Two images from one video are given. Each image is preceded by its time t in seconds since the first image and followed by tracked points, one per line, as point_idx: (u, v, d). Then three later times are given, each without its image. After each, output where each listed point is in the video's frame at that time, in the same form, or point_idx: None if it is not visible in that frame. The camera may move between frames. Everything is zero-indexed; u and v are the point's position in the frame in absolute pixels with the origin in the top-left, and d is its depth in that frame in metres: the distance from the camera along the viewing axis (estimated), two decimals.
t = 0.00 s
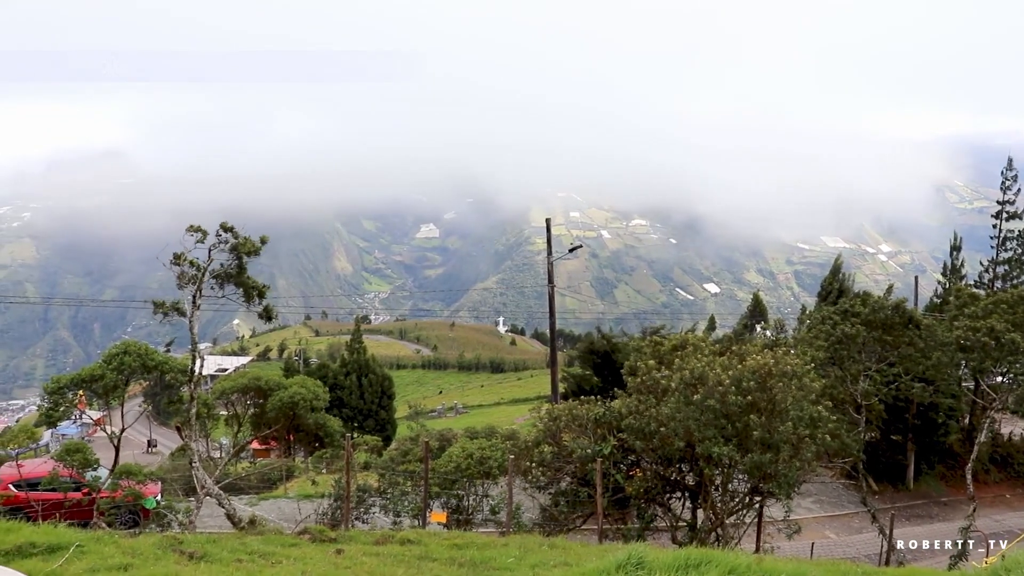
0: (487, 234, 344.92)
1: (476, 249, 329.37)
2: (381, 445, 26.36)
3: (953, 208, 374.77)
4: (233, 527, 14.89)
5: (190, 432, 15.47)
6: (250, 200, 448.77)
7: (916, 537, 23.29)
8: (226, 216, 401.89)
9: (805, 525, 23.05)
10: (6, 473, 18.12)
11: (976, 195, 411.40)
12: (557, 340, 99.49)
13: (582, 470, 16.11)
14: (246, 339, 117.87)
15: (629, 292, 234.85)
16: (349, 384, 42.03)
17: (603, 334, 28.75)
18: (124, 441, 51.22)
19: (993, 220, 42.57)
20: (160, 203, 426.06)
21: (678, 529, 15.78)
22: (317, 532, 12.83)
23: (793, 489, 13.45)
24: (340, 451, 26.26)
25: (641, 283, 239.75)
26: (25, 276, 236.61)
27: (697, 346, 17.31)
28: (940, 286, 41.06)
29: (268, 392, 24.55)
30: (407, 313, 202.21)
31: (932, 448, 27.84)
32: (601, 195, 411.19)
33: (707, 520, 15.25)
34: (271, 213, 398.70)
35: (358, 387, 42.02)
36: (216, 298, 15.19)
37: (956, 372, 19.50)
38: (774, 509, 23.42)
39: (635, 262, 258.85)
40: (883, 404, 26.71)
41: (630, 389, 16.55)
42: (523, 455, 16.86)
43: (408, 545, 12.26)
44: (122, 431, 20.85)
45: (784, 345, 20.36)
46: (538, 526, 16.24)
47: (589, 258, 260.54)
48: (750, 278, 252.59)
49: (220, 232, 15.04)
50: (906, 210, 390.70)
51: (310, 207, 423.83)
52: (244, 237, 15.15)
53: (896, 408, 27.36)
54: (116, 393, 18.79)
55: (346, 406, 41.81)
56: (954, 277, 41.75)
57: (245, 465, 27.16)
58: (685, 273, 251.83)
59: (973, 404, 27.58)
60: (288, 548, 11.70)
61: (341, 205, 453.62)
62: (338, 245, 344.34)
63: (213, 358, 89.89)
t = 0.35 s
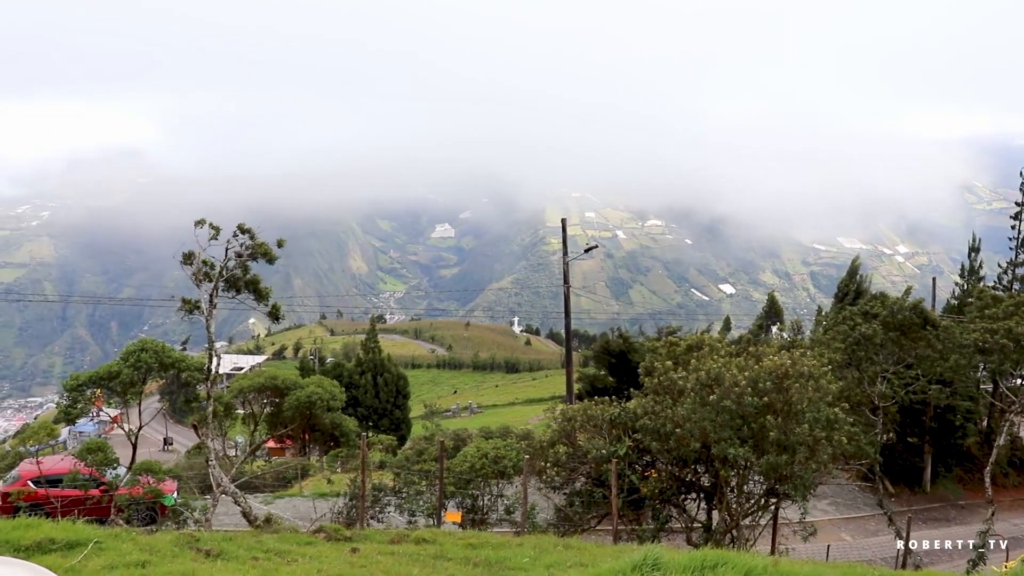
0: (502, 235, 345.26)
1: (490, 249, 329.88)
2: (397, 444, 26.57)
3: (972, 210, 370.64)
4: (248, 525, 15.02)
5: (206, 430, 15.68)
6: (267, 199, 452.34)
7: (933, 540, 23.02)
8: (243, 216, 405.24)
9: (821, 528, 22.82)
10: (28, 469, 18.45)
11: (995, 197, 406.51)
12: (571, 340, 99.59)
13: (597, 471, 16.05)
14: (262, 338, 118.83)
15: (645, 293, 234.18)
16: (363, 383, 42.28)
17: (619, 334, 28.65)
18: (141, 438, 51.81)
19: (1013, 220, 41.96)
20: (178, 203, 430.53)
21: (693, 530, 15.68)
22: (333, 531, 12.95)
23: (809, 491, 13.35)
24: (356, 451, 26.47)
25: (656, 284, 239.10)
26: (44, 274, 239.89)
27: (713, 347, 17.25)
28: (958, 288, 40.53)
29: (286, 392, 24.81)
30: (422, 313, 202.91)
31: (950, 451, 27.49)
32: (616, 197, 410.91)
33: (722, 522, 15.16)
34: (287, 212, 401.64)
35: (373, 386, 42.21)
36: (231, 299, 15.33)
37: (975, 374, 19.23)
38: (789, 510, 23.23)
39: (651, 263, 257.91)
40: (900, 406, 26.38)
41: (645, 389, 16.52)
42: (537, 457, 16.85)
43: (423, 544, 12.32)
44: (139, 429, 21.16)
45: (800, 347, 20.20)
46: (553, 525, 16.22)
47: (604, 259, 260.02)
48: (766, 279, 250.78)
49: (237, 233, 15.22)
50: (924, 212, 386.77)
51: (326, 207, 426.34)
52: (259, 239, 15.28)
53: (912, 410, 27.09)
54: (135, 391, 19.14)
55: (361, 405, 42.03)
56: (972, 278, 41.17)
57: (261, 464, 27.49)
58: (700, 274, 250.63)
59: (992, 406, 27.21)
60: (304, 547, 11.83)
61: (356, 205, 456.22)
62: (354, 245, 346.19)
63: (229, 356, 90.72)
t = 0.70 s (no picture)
0: (518, 235, 345.45)
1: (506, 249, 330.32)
2: (413, 444, 26.65)
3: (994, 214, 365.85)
4: (264, 522, 15.17)
5: (224, 427, 15.89)
6: (285, 199, 456.04)
7: (952, 543, 22.68)
8: (261, 215, 408.63)
9: (839, 529, 22.58)
10: (49, 465, 18.74)
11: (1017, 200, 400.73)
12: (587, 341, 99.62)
13: (613, 471, 16.03)
14: (279, 337, 119.83)
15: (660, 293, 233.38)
16: (379, 382, 42.53)
17: (635, 335, 28.59)
18: (159, 436, 52.51)
19: None
20: (197, 202, 435.21)
21: (710, 532, 15.55)
22: (349, 529, 13.07)
23: (827, 493, 13.20)
24: (372, 450, 26.68)
25: (672, 284, 238.27)
26: (65, 272, 243.47)
27: (731, 348, 17.15)
28: (978, 289, 39.83)
29: (304, 390, 25.10)
30: (438, 313, 203.69)
31: (969, 453, 27.12)
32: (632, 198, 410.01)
33: (738, 524, 15.07)
34: (305, 212, 404.74)
35: (389, 385, 42.43)
36: (248, 299, 15.54)
37: (995, 377, 18.90)
38: (805, 512, 22.99)
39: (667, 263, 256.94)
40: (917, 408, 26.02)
41: (662, 389, 16.52)
42: (554, 456, 16.89)
43: (440, 543, 12.39)
44: (157, 427, 21.46)
45: (818, 347, 20.00)
46: (570, 525, 16.16)
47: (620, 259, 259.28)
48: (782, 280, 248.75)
49: (252, 231, 15.38)
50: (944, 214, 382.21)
51: (343, 206, 428.83)
52: (275, 236, 15.42)
53: (931, 412, 26.74)
54: (153, 389, 19.40)
55: (377, 404, 42.21)
56: (993, 279, 40.47)
57: (278, 462, 27.76)
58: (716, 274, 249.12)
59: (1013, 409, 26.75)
60: (321, 544, 11.95)
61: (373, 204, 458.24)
62: (370, 245, 348.12)
63: (247, 355, 91.72)
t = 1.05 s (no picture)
0: (531, 235, 345.54)
1: (519, 249, 330.49)
2: (426, 445, 26.75)
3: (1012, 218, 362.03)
4: (279, 521, 15.32)
5: (239, 426, 16.04)
6: (299, 199, 458.82)
7: (968, 547, 22.36)
8: (275, 215, 411.55)
9: (853, 532, 22.36)
10: (65, 462, 18.94)
11: None
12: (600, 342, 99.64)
13: (627, 471, 15.99)
14: (293, 337, 120.63)
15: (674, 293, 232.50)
16: (392, 382, 42.70)
17: (648, 335, 28.52)
18: (174, 434, 53.02)
19: None
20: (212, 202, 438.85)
21: (723, 533, 15.46)
22: (362, 528, 13.16)
23: (841, 495, 13.10)
24: (385, 450, 26.79)
25: (685, 285, 237.43)
26: (80, 271, 245.97)
27: (745, 349, 17.06)
28: (994, 291, 39.34)
29: (320, 391, 25.28)
30: (451, 313, 204.31)
31: (984, 457, 26.82)
32: (645, 199, 408.95)
33: (752, 525, 14.97)
34: (318, 212, 407.23)
35: (402, 385, 42.63)
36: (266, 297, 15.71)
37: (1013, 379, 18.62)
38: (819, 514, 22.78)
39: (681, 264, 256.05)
40: (932, 410, 25.71)
41: (676, 391, 16.47)
42: (567, 457, 16.89)
43: (453, 542, 12.45)
44: (173, 426, 21.62)
45: (833, 349, 19.85)
46: (583, 526, 16.16)
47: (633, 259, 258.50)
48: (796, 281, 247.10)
49: (270, 231, 15.50)
50: (961, 217, 378.56)
51: (357, 207, 430.89)
52: (293, 237, 15.56)
53: (946, 414, 26.43)
54: (169, 388, 19.58)
55: (390, 404, 42.33)
56: (1011, 281, 39.93)
57: (291, 462, 27.91)
58: (730, 275, 247.84)
59: None
60: (335, 543, 12.03)
61: (387, 205, 460.16)
62: (383, 245, 349.57)
63: (262, 354, 92.40)
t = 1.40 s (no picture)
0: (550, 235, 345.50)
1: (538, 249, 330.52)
2: (445, 445, 26.87)
3: None
4: (300, 519, 15.52)
5: (260, 425, 16.23)
6: (320, 199, 462.63)
7: (991, 552, 21.94)
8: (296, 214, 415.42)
9: (874, 536, 22.02)
10: (90, 459, 19.13)
11: None
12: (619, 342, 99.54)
13: (646, 473, 15.90)
14: (314, 336, 121.75)
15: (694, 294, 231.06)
16: (412, 381, 42.90)
17: (669, 336, 28.37)
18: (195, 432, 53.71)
19: None
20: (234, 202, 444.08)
21: (743, 535, 15.31)
22: (383, 528, 13.26)
23: (863, 498, 12.95)
24: (405, 449, 26.94)
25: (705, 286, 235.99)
26: (103, 269, 250.58)
27: (765, 350, 16.89)
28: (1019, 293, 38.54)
29: (342, 390, 25.54)
30: (471, 313, 204.94)
31: (1009, 461, 26.28)
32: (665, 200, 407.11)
33: (773, 527, 14.82)
34: (339, 212, 410.49)
35: (422, 384, 42.84)
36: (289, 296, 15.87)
37: None
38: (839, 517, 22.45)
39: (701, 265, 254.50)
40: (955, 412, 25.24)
41: (697, 391, 16.36)
42: (586, 458, 16.86)
43: (473, 543, 12.50)
44: (197, 423, 21.90)
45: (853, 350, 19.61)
46: (602, 526, 16.16)
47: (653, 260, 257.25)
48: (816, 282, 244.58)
49: (293, 231, 15.60)
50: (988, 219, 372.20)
51: (377, 207, 433.62)
52: (316, 237, 15.69)
53: (970, 418, 25.90)
54: (193, 386, 19.86)
55: (409, 403, 42.50)
56: None
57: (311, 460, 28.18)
58: (750, 276, 245.91)
59: None
60: (355, 541, 12.15)
61: (407, 205, 462.54)
62: (403, 245, 351.55)
63: (283, 353, 93.45)
